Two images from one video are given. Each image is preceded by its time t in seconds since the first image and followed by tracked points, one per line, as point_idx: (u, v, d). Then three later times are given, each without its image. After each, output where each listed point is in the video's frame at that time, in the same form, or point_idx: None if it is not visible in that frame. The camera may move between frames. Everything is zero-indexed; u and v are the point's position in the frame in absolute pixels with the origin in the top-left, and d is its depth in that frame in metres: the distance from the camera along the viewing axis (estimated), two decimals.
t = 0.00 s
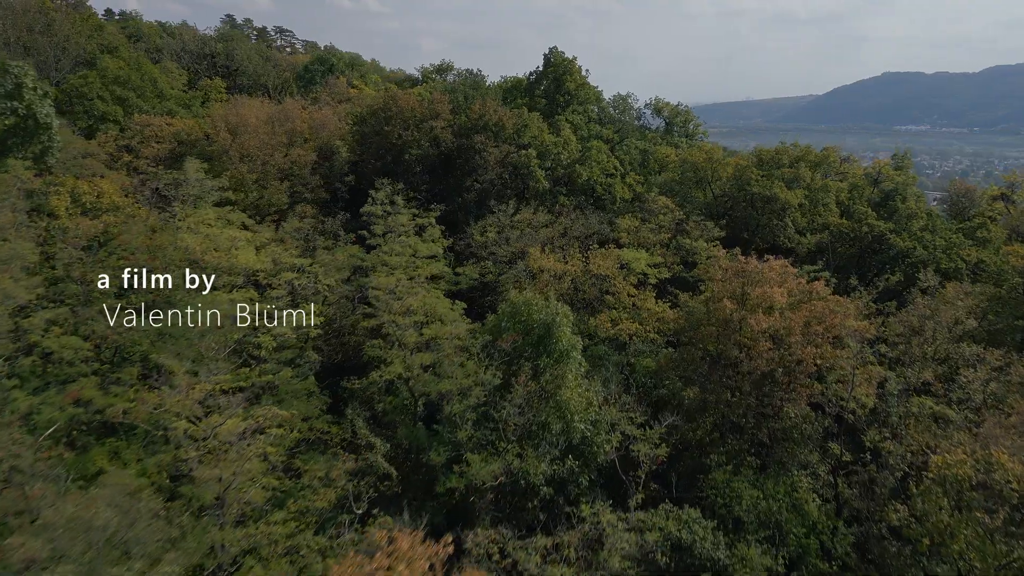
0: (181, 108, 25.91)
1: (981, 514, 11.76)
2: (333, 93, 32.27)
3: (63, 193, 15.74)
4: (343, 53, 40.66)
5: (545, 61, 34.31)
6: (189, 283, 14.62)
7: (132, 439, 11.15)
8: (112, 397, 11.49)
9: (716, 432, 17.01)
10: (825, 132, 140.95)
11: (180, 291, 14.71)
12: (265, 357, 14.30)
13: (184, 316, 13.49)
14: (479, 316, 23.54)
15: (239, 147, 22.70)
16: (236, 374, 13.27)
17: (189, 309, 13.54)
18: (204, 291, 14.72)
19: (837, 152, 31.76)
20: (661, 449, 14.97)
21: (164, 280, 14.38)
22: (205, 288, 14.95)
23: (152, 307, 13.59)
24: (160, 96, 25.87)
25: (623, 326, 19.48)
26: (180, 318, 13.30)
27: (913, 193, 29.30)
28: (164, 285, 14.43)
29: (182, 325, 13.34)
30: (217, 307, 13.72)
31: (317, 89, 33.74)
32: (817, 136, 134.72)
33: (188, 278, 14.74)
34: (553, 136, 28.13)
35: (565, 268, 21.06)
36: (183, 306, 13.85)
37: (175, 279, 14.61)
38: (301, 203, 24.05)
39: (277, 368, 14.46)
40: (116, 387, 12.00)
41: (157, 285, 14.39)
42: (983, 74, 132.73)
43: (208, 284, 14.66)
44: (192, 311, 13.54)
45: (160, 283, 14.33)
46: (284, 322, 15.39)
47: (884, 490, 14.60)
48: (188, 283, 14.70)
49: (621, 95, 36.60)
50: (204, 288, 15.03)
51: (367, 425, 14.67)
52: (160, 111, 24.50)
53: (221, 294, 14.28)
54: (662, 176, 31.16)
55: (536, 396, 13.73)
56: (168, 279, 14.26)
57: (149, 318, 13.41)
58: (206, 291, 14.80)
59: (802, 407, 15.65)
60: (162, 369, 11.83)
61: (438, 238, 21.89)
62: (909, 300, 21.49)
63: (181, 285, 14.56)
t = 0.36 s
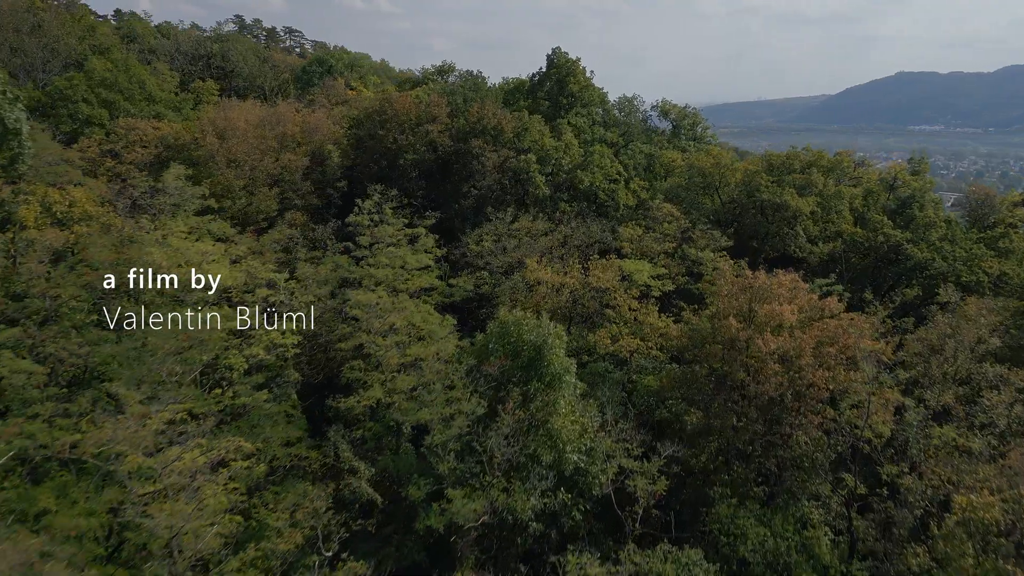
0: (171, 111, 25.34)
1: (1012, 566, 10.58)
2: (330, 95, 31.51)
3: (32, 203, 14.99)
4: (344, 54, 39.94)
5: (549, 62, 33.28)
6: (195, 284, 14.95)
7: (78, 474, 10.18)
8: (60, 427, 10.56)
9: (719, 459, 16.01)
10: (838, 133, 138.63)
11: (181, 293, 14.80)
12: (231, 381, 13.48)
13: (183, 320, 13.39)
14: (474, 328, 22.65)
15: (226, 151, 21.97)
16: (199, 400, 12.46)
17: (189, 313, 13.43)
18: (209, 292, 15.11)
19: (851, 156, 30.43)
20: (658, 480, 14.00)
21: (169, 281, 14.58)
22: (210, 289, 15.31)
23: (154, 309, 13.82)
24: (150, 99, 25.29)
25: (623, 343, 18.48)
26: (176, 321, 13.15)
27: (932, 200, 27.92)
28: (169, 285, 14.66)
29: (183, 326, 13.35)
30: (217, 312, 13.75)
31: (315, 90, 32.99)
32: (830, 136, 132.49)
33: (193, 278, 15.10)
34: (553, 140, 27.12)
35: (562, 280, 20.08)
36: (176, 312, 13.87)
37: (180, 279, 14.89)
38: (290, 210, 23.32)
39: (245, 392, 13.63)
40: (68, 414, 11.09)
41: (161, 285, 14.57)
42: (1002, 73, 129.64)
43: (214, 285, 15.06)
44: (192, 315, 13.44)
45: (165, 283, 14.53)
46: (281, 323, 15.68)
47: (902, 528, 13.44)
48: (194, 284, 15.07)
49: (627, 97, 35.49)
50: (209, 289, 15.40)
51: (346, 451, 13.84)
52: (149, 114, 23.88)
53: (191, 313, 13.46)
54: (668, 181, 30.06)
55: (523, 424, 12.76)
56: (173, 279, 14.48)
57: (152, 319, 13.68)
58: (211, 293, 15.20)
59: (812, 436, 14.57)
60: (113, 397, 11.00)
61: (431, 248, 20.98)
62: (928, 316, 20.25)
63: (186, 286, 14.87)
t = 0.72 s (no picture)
0: (158, 115, 24.69)
1: None
2: (325, 97, 30.77)
3: None
4: (343, 56, 39.26)
5: (550, 64, 32.30)
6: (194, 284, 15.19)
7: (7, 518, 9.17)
8: None
9: (721, 490, 14.95)
10: (849, 134, 136.52)
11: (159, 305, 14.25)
12: (192, 406, 12.64)
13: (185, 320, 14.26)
14: (467, 342, 21.71)
15: (210, 157, 21.21)
16: (153, 428, 11.65)
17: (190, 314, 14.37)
18: (209, 292, 15.34)
19: (864, 161, 29.18)
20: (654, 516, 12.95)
21: (168, 281, 14.68)
22: (210, 289, 15.80)
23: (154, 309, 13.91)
24: (135, 102, 24.66)
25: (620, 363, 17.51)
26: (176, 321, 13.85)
27: (949, 208, 26.59)
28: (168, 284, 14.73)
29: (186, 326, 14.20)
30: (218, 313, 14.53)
31: (309, 93, 32.23)
32: (841, 137, 130.43)
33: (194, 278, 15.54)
34: (553, 144, 26.11)
35: (557, 293, 19.10)
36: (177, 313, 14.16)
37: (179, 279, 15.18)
38: (277, 217, 22.53)
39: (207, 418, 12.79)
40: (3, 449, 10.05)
41: (161, 284, 14.56)
42: (1018, 73, 127.04)
43: (214, 286, 15.41)
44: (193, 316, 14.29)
45: (164, 283, 14.60)
46: (280, 324, 15.50)
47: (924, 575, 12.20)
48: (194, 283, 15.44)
49: (631, 99, 34.47)
50: (209, 288, 15.82)
51: (320, 481, 12.93)
52: (134, 118, 23.23)
53: (152, 336, 12.59)
54: (672, 187, 28.98)
55: (506, 457, 11.76)
56: (174, 279, 14.60)
57: (152, 319, 13.82)
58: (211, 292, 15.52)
59: (822, 469, 13.47)
60: (53, 429, 10.14)
61: (420, 258, 20.05)
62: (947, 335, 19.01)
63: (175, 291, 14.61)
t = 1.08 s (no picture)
0: (140, 118, 23.98)
1: None
2: (317, 100, 29.92)
3: None
4: (339, 58, 38.44)
5: (548, 65, 31.29)
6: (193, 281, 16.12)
7: None
8: None
9: (721, 526, 13.86)
10: (858, 134, 134.60)
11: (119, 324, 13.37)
12: (148, 438, 11.80)
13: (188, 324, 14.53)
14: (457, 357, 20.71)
15: (189, 163, 20.35)
16: (99, 467, 10.78)
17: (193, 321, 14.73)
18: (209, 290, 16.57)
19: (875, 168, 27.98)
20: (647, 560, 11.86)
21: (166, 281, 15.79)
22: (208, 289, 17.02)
23: (155, 308, 13.50)
24: (117, 105, 23.97)
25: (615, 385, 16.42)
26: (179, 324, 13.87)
27: (965, 217, 25.34)
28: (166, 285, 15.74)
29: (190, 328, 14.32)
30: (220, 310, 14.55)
31: (301, 96, 31.41)
32: (850, 137, 129.19)
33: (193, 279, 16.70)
34: (549, 150, 25.09)
35: (550, 308, 18.08)
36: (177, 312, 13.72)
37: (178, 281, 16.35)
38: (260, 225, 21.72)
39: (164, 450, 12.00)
40: None
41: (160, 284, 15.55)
42: None
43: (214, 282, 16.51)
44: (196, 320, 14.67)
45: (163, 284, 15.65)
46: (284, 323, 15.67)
47: None
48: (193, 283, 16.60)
49: (633, 102, 33.40)
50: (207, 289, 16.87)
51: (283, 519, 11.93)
52: (114, 123, 22.47)
53: (104, 362, 11.69)
54: (675, 193, 27.89)
55: (484, 498, 10.74)
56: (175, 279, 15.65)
57: (152, 319, 13.35)
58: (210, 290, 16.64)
59: (831, 508, 12.36)
60: None
61: (406, 270, 19.08)
62: (966, 355, 17.80)
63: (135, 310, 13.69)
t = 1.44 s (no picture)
0: (120, 123, 23.16)
1: None
2: (307, 103, 29.04)
3: None
4: (333, 59, 37.60)
5: (545, 67, 30.32)
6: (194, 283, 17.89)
7: None
8: None
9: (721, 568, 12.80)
10: (865, 135, 132.97)
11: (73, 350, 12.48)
12: (96, 476, 10.89)
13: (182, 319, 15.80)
14: (446, 373, 19.65)
15: (165, 171, 19.51)
16: (37, 512, 9.83)
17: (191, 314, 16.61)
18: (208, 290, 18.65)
19: (885, 174, 26.83)
20: None
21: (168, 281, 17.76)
22: (207, 288, 19.17)
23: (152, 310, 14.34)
24: (95, 109, 23.14)
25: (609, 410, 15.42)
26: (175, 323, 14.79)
27: (980, 226, 24.15)
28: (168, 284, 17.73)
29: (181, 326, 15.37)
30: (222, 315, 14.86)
31: (291, 98, 30.55)
32: (857, 138, 127.68)
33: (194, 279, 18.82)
34: (544, 155, 24.11)
35: (540, 326, 17.08)
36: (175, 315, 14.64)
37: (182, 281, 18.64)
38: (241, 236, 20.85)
39: (115, 487, 11.10)
40: None
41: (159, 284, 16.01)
42: None
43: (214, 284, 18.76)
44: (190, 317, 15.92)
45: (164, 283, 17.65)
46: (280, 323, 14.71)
47: None
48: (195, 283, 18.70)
49: (633, 105, 32.38)
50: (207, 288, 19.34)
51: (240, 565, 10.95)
52: (92, 128, 21.68)
53: (47, 393, 10.78)
54: (675, 200, 26.85)
55: (457, 548, 9.77)
56: (174, 279, 16.10)
57: (151, 319, 14.25)
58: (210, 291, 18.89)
59: (840, 556, 11.29)
60: None
61: (390, 285, 18.12)
62: (983, 379, 16.70)
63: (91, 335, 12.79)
